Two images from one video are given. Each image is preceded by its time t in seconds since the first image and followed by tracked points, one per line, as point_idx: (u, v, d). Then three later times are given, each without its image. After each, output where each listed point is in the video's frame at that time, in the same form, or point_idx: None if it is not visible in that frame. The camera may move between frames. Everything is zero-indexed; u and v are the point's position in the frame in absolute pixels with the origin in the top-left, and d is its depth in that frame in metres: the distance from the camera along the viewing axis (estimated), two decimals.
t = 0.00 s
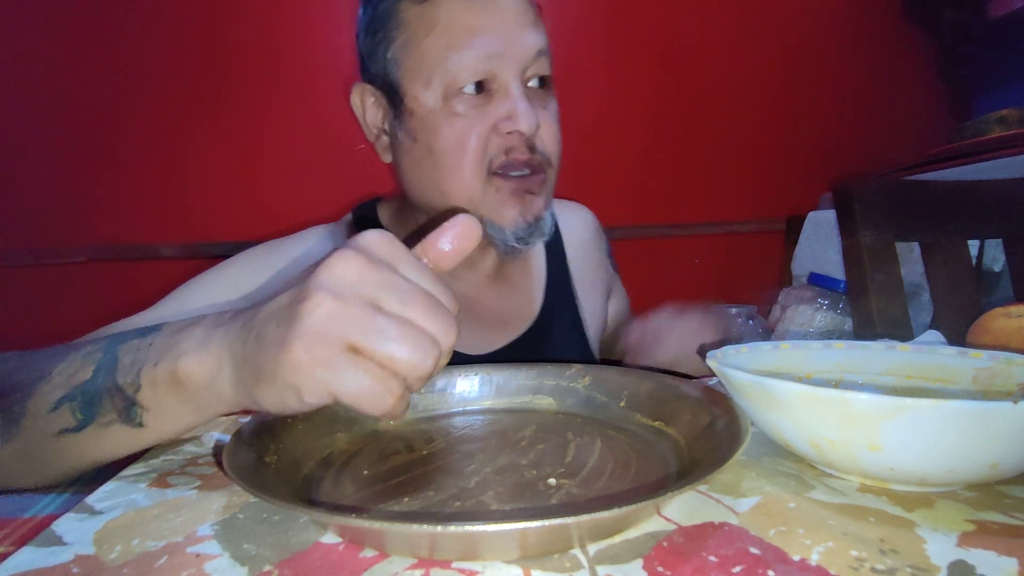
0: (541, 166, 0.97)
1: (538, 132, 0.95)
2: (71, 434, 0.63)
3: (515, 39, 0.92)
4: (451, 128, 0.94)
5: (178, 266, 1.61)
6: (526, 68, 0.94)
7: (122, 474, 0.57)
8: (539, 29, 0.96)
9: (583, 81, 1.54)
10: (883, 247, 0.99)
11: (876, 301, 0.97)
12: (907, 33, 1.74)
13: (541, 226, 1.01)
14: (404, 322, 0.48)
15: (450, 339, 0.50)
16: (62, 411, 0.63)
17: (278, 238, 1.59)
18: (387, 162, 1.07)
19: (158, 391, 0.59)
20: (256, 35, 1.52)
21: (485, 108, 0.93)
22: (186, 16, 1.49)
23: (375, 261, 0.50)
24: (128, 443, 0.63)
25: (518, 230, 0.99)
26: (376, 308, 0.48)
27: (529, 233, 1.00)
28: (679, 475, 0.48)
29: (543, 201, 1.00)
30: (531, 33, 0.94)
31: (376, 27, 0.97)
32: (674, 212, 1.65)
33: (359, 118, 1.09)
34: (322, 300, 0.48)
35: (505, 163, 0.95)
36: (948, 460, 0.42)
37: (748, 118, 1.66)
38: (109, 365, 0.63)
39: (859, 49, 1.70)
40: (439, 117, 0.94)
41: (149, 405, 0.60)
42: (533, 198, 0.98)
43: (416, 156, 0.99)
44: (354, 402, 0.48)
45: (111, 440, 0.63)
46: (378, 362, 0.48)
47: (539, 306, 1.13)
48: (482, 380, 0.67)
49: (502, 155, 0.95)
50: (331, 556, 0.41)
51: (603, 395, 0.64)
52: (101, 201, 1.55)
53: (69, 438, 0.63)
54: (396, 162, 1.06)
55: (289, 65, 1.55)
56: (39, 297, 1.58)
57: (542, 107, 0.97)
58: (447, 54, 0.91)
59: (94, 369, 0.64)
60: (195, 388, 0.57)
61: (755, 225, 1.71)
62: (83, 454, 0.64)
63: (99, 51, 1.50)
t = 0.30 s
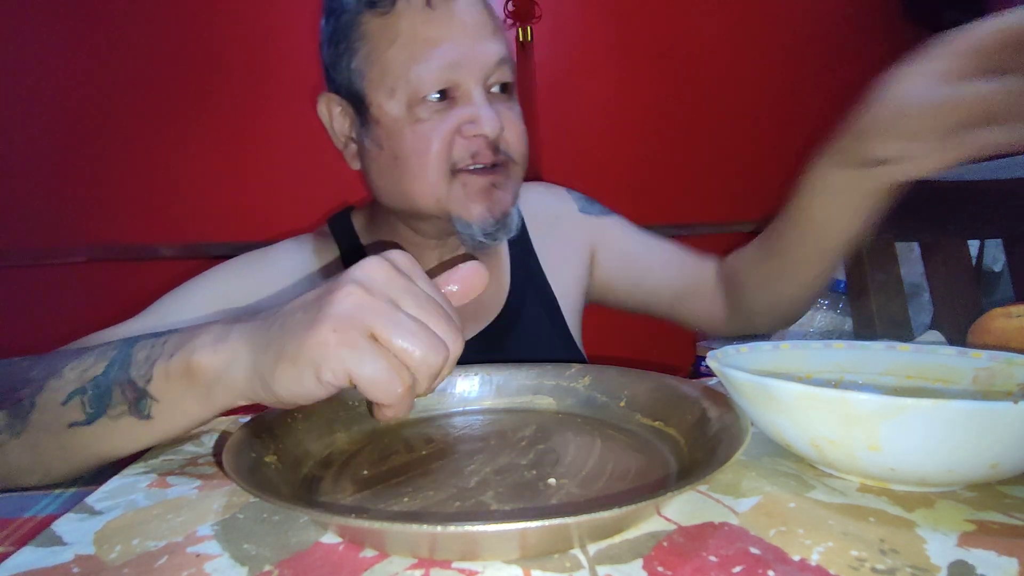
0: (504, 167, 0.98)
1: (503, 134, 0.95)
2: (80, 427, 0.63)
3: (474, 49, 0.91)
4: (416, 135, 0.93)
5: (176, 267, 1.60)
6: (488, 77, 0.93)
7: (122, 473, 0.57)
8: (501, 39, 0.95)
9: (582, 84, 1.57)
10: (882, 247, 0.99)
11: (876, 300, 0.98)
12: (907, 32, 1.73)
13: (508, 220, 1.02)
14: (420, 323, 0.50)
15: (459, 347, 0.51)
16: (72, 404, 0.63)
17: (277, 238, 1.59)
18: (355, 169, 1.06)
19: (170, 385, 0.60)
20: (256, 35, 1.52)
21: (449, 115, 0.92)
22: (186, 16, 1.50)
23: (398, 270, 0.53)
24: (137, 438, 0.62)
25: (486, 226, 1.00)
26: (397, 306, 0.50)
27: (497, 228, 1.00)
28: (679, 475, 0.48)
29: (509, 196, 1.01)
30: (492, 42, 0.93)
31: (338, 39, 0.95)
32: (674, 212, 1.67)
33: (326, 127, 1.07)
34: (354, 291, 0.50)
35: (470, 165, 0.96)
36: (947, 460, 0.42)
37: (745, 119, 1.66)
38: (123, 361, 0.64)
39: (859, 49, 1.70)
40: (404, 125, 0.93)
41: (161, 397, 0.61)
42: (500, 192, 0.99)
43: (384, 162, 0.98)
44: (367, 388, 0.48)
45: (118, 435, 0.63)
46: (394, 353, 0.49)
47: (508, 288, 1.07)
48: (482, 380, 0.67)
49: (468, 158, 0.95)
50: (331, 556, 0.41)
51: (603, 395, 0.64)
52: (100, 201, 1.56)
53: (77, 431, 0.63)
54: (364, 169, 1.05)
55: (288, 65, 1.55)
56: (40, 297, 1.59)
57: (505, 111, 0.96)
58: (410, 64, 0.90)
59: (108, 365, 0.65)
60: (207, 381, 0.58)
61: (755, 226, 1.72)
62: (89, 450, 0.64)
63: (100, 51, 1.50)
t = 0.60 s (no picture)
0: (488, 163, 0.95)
1: (483, 132, 0.93)
2: (77, 425, 0.63)
3: (448, 47, 0.90)
4: (394, 135, 0.93)
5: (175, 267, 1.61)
6: (465, 75, 0.92)
7: (123, 473, 0.57)
8: (476, 34, 0.94)
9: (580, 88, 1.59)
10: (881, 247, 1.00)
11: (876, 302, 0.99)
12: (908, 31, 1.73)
13: (492, 221, 0.99)
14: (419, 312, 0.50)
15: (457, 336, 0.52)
16: (71, 402, 0.64)
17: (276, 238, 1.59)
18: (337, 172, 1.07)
19: (168, 380, 0.60)
20: (255, 35, 1.52)
21: (428, 115, 0.91)
22: (185, 16, 1.50)
23: (397, 261, 0.53)
24: (136, 435, 0.63)
25: (472, 227, 0.97)
26: (396, 296, 0.50)
27: (481, 228, 0.98)
28: (679, 475, 0.48)
29: (493, 194, 0.98)
30: (468, 39, 0.92)
31: (313, 41, 0.96)
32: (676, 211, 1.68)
33: (307, 130, 1.08)
34: (354, 280, 0.50)
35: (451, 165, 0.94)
36: (947, 460, 0.42)
37: (744, 119, 1.66)
38: (120, 358, 0.64)
39: (859, 49, 1.69)
40: (382, 125, 0.93)
41: (160, 392, 0.61)
42: (483, 189, 0.96)
43: (365, 163, 0.98)
44: (370, 376, 0.48)
45: (118, 431, 0.63)
46: (395, 341, 0.49)
47: (500, 288, 1.06)
48: (482, 380, 0.67)
49: (449, 157, 0.93)
50: (332, 556, 0.41)
51: (603, 395, 0.64)
52: (100, 201, 1.56)
53: (76, 429, 0.63)
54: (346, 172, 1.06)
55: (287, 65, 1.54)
56: (41, 297, 1.59)
57: (485, 108, 0.94)
58: (385, 64, 0.90)
59: (105, 363, 0.65)
60: (206, 374, 0.58)
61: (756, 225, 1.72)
62: (86, 449, 0.64)
63: (100, 51, 1.51)
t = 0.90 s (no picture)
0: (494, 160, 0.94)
1: (486, 125, 0.93)
2: (72, 434, 0.63)
3: (453, 40, 0.91)
4: (400, 128, 0.93)
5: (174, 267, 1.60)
6: (469, 69, 0.92)
7: (123, 474, 0.57)
8: (480, 31, 0.94)
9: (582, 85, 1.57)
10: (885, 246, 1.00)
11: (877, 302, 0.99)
12: (908, 31, 1.73)
13: (499, 209, 0.99)
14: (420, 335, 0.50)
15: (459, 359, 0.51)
16: (63, 411, 0.63)
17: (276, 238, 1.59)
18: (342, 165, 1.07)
19: (162, 391, 0.60)
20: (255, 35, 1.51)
21: (433, 107, 0.92)
22: (185, 16, 1.49)
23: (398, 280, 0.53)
24: (129, 444, 0.62)
25: (478, 216, 0.97)
26: (397, 318, 0.50)
27: (489, 217, 0.97)
28: (679, 475, 0.48)
29: (497, 183, 0.98)
30: (472, 34, 0.93)
31: (321, 35, 0.97)
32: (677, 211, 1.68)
33: (313, 124, 1.09)
34: (352, 301, 0.49)
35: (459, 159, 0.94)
36: (947, 459, 0.42)
37: (744, 119, 1.66)
38: (114, 367, 0.64)
39: (859, 49, 1.69)
40: (388, 118, 0.93)
41: (153, 405, 0.61)
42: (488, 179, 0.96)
43: (370, 156, 0.98)
44: (365, 403, 0.47)
45: (111, 441, 0.63)
46: (393, 366, 0.48)
47: (502, 290, 1.07)
48: (482, 380, 0.67)
49: (455, 150, 0.93)
50: (332, 555, 0.41)
51: (603, 395, 0.64)
52: (99, 201, 1.56)
53: (69, 439, 0.63)
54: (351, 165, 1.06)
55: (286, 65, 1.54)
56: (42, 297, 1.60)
57: (487, 103, 0.95)
58: (391, 57, 0.91)
59: (98, 371, 0.65)
60: (197, 387, 0.58)
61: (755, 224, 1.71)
62: (81, 456, 0.64)
63: (101, 51, 1.51)
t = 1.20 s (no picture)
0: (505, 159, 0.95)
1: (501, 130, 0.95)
2: (68, 430, 0.63)
3: (476, 45, 0.91)
4: (418, 126, 0.93)
5: (175, 266, 1.60)
6: (487, 73, 0.93)
7: (122, 473, 0.57)
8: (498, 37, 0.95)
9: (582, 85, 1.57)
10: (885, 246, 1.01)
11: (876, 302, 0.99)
12: (909, 32, 1.73)
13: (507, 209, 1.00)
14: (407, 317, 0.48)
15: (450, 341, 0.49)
16: (58, 407, 0.64)
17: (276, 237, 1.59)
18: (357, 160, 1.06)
19: (153, 385, 0.60)
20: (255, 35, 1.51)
21: (452, 109, 0.92)
22: (185, 16, 1.49)
23: (384, 260, 0.51)
24: (125, 440, 0.62)
25: (488, 214, 0.98)
26: (382, 299, 0.48)
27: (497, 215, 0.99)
28: (680, 475, 0.48)
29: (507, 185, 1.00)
30: (491, 40, 0.93)
31: (346, 34, 0.96)
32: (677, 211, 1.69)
33: (330, 117, 1.08)
34: (335, 283, 0.48)
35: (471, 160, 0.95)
36: (947, 460, 0.42)
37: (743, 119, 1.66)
38: (108, 362, 0.64)
39: (860, 48, 1.69)
40: (407, 116, 0.93)
41: (145, 398, 0.61)
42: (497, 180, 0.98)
43: (386, 152, 0.97)
44: (351, 385, 0.46)
45: (106, 437, 0.63)
46: (379, 348, 0.47)
47: (506, 288, 1.07)
48: (482, 380, 0.67)
49: (468, 152, 0.94)
50: (331, 555, 0.42)
51: (603, 395, 0.64)
52: (100, 201, 1.56)
53: (65, 435, 0.63)
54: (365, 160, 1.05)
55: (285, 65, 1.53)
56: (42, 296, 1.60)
57: (503, 109, 0.96)
58: (413, 56, 0.90)
59: (92, 367, 0.65)
60: (188, 381, 0.57)
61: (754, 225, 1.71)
62: (79, 453, 0.64)
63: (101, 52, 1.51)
